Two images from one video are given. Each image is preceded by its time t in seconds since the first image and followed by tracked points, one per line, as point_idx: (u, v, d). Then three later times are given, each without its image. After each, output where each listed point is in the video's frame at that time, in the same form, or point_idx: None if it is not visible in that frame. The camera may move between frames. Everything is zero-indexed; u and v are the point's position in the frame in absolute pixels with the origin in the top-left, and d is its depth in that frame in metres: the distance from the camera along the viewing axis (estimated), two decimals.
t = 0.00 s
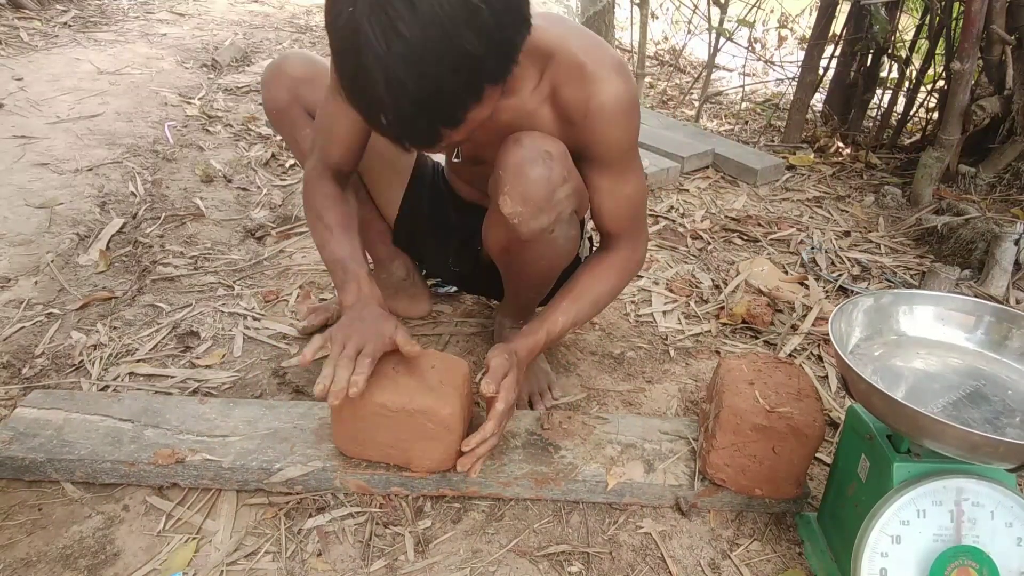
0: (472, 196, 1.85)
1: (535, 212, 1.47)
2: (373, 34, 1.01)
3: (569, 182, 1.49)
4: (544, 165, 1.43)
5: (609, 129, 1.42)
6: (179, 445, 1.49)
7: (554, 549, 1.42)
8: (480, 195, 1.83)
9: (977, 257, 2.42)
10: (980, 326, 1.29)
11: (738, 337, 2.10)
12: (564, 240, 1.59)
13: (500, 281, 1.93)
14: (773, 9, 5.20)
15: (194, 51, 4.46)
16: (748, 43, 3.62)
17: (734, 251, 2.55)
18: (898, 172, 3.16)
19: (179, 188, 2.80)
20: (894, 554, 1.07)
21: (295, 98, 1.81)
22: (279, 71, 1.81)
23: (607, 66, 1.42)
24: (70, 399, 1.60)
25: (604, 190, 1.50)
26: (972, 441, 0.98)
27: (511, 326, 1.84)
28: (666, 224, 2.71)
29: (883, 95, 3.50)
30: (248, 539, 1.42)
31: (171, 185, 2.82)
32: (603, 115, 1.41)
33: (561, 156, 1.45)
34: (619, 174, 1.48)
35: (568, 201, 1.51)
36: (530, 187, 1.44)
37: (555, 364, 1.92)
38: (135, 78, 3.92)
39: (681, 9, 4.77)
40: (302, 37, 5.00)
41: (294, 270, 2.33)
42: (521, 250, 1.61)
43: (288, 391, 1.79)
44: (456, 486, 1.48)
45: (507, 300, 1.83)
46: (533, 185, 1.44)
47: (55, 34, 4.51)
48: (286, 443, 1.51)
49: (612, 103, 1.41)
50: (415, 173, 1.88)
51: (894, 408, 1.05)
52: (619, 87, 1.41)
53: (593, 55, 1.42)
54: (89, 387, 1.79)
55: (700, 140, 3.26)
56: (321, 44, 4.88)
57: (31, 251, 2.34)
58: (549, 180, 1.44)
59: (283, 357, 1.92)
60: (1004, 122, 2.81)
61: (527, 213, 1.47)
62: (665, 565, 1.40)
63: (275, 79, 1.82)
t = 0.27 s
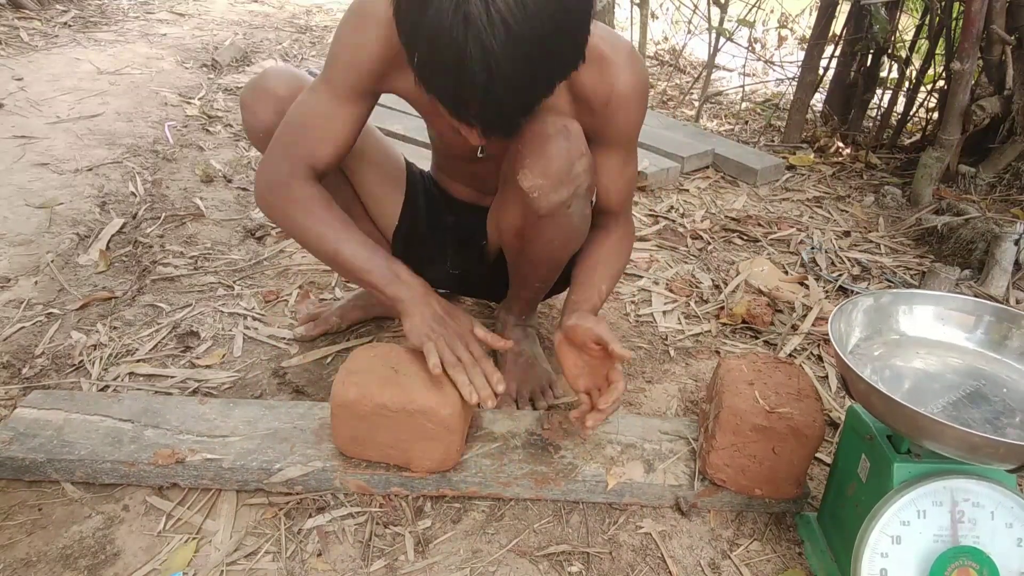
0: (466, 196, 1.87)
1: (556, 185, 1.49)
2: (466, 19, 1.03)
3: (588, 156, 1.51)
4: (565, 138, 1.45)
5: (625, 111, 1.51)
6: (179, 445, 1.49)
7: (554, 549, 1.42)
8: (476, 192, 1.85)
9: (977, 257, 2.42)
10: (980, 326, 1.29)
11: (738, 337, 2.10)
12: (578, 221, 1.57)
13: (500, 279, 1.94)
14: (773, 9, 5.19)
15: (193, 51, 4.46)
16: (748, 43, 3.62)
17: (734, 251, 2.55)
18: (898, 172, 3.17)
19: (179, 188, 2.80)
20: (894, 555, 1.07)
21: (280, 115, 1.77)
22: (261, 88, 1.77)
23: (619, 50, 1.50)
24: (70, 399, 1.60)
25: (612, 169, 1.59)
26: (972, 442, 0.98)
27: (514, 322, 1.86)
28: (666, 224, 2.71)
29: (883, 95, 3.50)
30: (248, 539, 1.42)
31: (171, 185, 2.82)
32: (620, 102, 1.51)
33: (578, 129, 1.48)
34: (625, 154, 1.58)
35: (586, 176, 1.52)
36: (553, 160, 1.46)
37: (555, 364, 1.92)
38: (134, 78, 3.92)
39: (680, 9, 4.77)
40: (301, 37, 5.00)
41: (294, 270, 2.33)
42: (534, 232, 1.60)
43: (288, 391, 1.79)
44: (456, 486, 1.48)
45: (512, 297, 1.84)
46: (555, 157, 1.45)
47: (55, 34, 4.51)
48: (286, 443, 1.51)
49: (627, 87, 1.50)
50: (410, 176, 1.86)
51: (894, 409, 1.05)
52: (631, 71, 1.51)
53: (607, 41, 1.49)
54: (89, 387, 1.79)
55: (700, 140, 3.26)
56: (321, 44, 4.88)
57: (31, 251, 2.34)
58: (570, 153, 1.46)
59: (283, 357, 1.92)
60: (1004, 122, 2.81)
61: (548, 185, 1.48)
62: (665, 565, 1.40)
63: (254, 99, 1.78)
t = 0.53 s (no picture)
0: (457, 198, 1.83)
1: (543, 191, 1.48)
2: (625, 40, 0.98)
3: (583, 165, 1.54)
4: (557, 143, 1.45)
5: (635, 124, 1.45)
6: (179, 445, 1.49)
7: (554, 549, 1.42)
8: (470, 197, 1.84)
9: (977, 257, 2.42)
10: (980, 326, 1.29)
11: (738, 337, 2.10)
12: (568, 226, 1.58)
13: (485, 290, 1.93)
14: (773, 9, 5.20)
15: (193, 51, 4.46)
16: (748, 43, 3.62)
17: (734, 251, 2.55)
18: (898, 172, 3.17)
19: (179, 188, 2.80)
20: (894, 554, 1.07)
21: (254, 150, 1.74)
22: (230, 122, 1.74)
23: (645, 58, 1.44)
24: (70, 399, 1.60)
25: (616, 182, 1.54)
26: (972, 441, 0.98)
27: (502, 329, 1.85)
28: (666, 224, 2.71)
29: (883, 95, 3.50)
30: (248, 539, 1.42)
31: (171, 185, 2.82)
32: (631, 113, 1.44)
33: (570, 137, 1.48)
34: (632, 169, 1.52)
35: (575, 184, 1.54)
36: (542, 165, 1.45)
37: (555, 364, 1.92)
38: (134, 78, 3.92)
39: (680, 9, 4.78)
40: (302, 37, 5.01)
41: (294, 270, 2.33)
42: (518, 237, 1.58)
43: (288, 391, 1.79)
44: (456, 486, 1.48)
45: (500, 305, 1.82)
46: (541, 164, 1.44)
47: (56, 34, 4.51)
48: (286, 443, 1.51)
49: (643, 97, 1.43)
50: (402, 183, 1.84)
51: (893, 408, 1.05)
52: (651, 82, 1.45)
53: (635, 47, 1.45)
54: (89, 387, 1.79)
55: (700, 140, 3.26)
56: (321, 44, 4.88)
57: (31, 251, 2.34)
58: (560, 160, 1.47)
59: (283, 357, 1.92)
60: (1004, 122, 2.81)
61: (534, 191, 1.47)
62: (665, 565, 1.40)
63: (226, 132, 1.76)
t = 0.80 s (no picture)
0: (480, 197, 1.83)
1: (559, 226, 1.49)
2: (620, 66, 1.02)
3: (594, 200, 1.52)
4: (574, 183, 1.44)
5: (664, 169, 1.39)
6: (179, 445, 1.49)
7: (554, 549, 1.42)
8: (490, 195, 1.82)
9: (977, 257, 2.42)
10: (980, 327, 1.29)
11: (738, 338, 2.10)
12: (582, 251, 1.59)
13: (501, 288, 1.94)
14: (773, 9, 5.20)
15: (193, 51, 4.46)
16: (748, 43, 3.62)
17: (734, 251, 2.55)
18: (898, 172, 3.17)
19: (179, 188, 2.80)
20: (894, 554, 1.07)
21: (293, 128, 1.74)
22: (273, 97, 1.73)
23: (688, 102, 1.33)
24: (70, 399, 1.60)
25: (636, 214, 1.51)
26: (972, 442, 0.97)
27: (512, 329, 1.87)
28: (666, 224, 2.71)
29: (883, 95, 3.50)
30: (248, 539, 1.43)
31: (171, 185, 2.83)
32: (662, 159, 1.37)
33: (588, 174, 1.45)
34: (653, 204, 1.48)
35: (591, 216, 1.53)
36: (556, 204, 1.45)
37: (555, 364, 1.92)
38: (134, 78, 3.92)
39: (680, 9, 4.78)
40: (302, 37, 5.01)
41: (294, 270, 2.33)
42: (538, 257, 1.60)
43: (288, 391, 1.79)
44: (456, 486, 1.49)
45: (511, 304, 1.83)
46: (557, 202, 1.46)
47: (55, 34, 4.51)
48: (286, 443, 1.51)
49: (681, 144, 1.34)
50: (424, 180, 1.83)
51: (893, 409, 1.05)
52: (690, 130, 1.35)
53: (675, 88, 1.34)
54: (89, 387, 1.79)
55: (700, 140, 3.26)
56: (321, 44, 4.88)
57: (31, 251, 2.34)
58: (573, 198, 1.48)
59: (283, 358, 1.92)
60: (1004, 123, 2.81)
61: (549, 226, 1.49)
62: (665, 566, 1.40)
63: (268, 107, 1.74)
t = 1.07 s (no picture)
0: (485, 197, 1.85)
1: (564, 219, 1.48)
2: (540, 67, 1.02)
3: (604, 192, 1.48)
4: (579, 173, 1.44)
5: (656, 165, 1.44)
6: (179, 445, 1.49)
7: (554, 549, 1.42)
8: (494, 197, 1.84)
9: (977, 257, 2.42)
10: (980, 326, 1.29)
11: (739, 338, 2.10)
12: (586, 250, 1.57)
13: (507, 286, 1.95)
14: (774, 9, 5.19)
15: (193, 51, 4.46)
16: (748, 43, 3.62)
17: (734, 251, 2.55)
18: (898, 172, 3.17)
19: (179, 188, 2.80)
20: (894, 554, 1.07)
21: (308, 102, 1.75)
22: (294, 70, 1.75)
23: (673, 102, 1.42)
24: (70, 399, 1.60)
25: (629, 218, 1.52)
26: (972, 442, 0.97)
27: (514, 327, 1.85)
28: (666, 224, 2.71)
29: (883, 95, 3.50)
30: (248, 539, 1.42)
31: (170, 185, 2.82)
32: (657, 154, 1.43)
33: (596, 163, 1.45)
34: (647, 206, 1.50)
35: (599, 212, 1.50)
36: (563, 194, 1.45)
37: (556, 365, 1.92)
38: (135, 78, 3.92)
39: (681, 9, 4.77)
40: (302, 37, 5.01)
41: (294, 270, 2.33)
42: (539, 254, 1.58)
43: (288, 391, 1.79)
44: (456, 486, 1.49)
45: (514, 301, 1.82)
46: (566, 191, 1.44)
47: (55, 34, 4.51)
48: (286, 443, 1.51)
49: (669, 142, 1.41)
50: (440, 177, 1.87)
51: (893, 408, 1.05)
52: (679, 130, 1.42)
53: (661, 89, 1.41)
54: (89, 387, 1.79)
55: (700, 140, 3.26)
56: (321, 44, 4.88)
57: (31, 251, 2.34)
58: (583, 188, 1.45)
59: (283, 358, 1.92)
60: (1005, 122, 2.81)
61: (557, 219, 1.47)
62: (665, 566, 1.40)
63: (287, 77, 1.76)
